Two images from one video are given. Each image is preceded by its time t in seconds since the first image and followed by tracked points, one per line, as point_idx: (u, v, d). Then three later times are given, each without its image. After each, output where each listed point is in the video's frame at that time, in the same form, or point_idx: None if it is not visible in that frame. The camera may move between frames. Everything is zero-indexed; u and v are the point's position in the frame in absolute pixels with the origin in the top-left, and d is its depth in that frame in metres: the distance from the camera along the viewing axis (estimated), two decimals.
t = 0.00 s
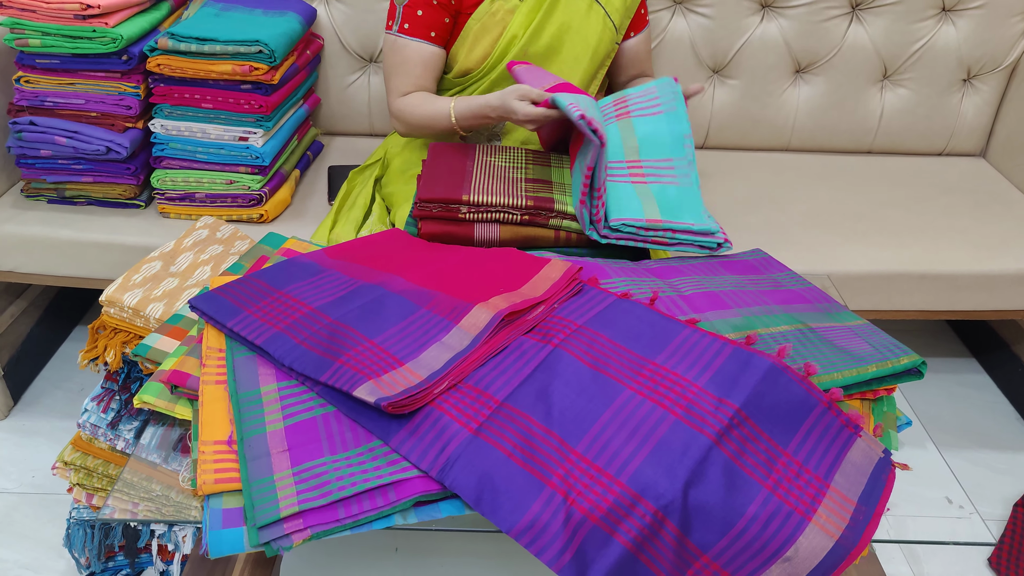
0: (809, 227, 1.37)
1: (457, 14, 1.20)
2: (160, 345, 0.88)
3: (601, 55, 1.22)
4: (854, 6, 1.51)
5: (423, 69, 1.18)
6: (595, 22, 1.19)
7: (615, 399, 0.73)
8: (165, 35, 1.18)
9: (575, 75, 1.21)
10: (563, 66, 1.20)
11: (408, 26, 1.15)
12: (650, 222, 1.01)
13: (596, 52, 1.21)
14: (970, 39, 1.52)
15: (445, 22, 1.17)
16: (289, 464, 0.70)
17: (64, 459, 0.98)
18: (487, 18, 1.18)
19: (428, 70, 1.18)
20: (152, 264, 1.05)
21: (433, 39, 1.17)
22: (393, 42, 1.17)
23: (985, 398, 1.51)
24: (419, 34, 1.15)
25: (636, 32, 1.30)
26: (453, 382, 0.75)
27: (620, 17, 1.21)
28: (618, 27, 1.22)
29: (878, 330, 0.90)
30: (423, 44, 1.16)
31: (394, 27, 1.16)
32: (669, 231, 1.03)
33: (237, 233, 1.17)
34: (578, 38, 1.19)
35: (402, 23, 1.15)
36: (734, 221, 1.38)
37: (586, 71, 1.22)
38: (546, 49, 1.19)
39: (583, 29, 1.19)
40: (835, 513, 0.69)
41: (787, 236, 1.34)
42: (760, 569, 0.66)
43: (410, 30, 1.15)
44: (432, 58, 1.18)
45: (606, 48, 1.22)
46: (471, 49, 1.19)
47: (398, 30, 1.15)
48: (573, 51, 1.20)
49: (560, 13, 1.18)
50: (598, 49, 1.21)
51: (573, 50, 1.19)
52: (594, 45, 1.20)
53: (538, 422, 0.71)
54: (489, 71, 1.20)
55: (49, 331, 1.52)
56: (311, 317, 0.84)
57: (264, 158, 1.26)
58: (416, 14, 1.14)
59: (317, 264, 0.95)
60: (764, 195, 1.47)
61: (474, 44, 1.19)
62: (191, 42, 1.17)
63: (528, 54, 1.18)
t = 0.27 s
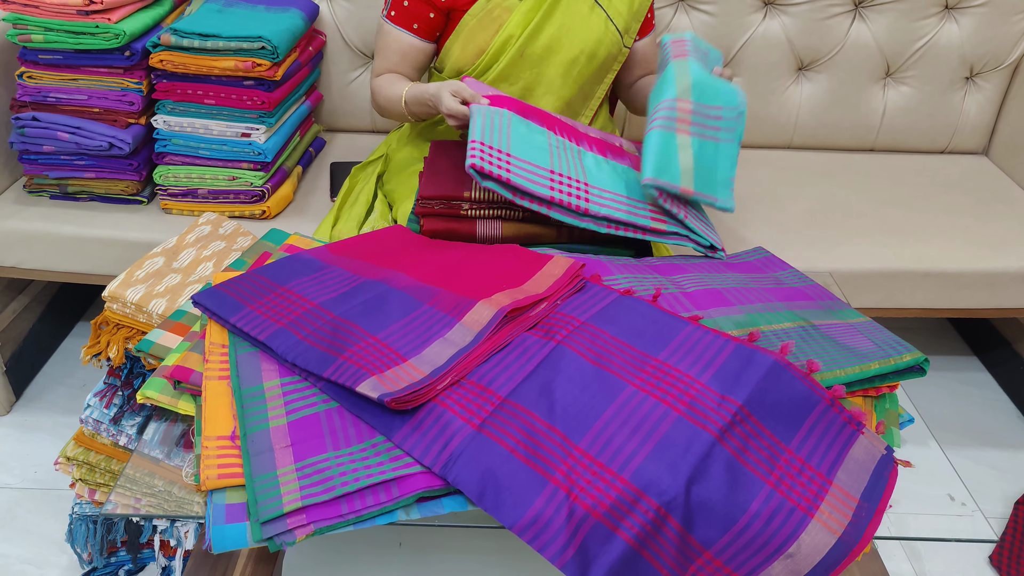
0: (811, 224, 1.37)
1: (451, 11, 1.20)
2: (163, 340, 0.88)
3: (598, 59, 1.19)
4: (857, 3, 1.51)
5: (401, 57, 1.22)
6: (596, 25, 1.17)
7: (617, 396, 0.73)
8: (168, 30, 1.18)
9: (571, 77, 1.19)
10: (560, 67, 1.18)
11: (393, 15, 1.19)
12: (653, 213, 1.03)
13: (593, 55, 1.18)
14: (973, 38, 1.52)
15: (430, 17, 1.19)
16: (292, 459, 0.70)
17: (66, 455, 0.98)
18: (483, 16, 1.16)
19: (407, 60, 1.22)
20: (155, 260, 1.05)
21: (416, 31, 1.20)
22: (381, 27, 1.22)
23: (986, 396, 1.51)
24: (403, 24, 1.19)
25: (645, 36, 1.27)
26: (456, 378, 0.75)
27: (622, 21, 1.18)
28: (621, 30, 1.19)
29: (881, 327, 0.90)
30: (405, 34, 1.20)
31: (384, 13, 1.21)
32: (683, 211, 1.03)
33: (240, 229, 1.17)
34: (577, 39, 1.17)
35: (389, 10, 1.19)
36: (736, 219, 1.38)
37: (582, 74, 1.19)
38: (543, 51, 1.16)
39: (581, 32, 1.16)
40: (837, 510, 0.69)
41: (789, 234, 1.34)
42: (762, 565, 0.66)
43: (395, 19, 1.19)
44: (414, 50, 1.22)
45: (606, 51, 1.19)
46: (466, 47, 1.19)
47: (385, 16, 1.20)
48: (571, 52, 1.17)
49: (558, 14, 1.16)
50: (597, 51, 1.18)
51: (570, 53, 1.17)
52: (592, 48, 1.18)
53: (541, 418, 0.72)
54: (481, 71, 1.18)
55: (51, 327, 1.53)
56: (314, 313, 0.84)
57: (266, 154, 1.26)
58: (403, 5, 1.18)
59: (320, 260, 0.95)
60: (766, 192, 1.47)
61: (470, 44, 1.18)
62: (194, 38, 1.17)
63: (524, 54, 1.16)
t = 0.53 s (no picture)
0: (813, 223, 1.37)
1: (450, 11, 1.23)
2: (164, 337, 0.88)
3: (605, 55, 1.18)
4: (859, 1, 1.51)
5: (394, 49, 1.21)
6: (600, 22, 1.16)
7: (619, 393, 0.73)
8: (170, 27, 1.18)
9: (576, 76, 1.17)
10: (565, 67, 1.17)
11: (392, 5, 1.19)
12: (548, 162, 0.90)
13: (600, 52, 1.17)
14: (975, 35, 1.52)
15: (428, 10, 1.21)
16: (293, 456, 0.70)
17: (68, 451, 0.98)
18: (485, 20, 1.18)
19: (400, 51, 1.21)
20: (156, 257, 1.05)
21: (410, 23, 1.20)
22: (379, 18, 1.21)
23: (987, 394, 1.51)
24: (400, 15, 1.19)
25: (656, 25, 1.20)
26: (458, 375, 0.75)
27: (627, 15, 1.17)
28: (625, 24, 1.17)
29: (883, 325, 0.90)
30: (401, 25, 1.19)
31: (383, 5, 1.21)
32: (650, 145, 0.95)
33: (241, 225, 1.17)
34: (580, 37, 1.16)
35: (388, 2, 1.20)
36: (738, 216, 1.38)
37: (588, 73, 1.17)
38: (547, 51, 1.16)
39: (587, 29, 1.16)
40: (839, 508, 0.69)
41: (791, 232, 1.34)
42: (764, 562, 0.66)
43: (393, 9, 1.19)
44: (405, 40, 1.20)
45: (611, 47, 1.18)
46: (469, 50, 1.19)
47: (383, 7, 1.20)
48: (576, 49, 1.16)
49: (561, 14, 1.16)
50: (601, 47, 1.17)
51: (575, 50, 1.16)
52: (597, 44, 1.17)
53: (542, 415, 0.72)
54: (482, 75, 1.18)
55: (52, 323, 1.53)
56: (316, 310, 0.84)
57: (267, 151, 1.26)
58: None
59: (322, 256, 0.95)
60: (767, 190, 1.47)
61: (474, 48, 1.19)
62: (196, 34, 1.17)
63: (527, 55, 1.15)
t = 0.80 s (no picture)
0: (815, 222, 1.36)
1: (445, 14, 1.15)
2: (166, 336, 0.88)
3: (607, 59, 1.07)
4: None
5: (384, 33, 1.09)
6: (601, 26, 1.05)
7: (621, 392, 0.73)
8: (171, 26, 1.18)
9: (573, 87, 1.10)
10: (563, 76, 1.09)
11: None
12: (501, 184, 0.73)
13: (601, 58, 1.06)
14: (977, 35, 1.52)
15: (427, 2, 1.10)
16: (295, 455, 0.70)
17: (69, 450, 0.98)
18: (481, 26, 1.09)
19: (391, 37, 1.09)
20: (157, 256, 1.05)
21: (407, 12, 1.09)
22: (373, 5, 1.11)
23: (989, 393, 1.51)
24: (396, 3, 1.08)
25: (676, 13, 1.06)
26: (459, 374, 0.75)
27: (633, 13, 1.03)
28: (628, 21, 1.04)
29: (885, 325, 0.90)
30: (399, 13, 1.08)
31: None
32: (631, 169, 0.73)
33: (242, 224, 1.17)
34: (578, 42, 1.06)
35: None
36: (739, 216, 1.38)
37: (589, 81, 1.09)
38: (544, 60, 1.08)
39: (586, 32, 1.05)
40: (841, 508, 0.69)
41: (792, 231, 1.34)
42: (766, 562, 0.66)
43: None
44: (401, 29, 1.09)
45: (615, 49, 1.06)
46: (465, 59, 1.12)
47: None
48: (574, 55, 1.07)
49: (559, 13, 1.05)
50: (601, 52, 1.06)
51: (573, 58, 1.07)
52: (598, 50, 1.06)
53: (544, 415, 0.72)
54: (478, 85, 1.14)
55: (53, 321, 1.53)
56: (318, 309, 0.84)
57: (268, 150, 1.26)
58: None
59: (324, 256, 0.94)
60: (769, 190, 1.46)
61: (469, 52, 1.12)
62: (197, 33, 1.17)
63: (523, 64, 1.07)
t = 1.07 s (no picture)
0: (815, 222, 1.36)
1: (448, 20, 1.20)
2: (166, 335, 0.88)
3: (604, 72, 1.13)
4: None
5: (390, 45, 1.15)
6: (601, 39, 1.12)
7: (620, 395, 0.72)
8: (171, 24, 1.18)
9: (571, 95, 1.15)
10: (562, 87, 1.14)
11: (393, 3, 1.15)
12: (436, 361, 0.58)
13: (598, 70, 1.13)
14: (978, 33, 1.52)
15: (432, 12, 1.16)
16: (294, 457, 0.71)
17: (70, 449, 0.98)
18: (482, 36, 1.16)
19: (395, 47, 1.15)
20: (158, 255, 1.05)
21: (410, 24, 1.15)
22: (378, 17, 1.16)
23: (990, 393, 1.51)
24: (400, 14, 1.14)
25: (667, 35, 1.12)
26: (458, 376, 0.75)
27: (630, 31, 1.10)
28: (628, 38, 1.11)
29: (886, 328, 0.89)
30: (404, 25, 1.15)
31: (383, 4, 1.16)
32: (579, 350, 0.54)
33: (243, 224, 1.17)
34: (576, 56, 1.13)
35: None
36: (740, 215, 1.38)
37: (584, 92, 1.14)
38: (542, 71, 1.14)
39: (584, 47, 1.13)
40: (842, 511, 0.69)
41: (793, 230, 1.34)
42: (764, 566, 0.67)
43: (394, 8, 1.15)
44: (404, 40, 1.15)
45: (612, 65, 1.13)
46: (466, 64, 1.18)
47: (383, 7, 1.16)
48: (571, 68, 1.14)
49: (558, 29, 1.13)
50: (598, 64, 1.13)
51: (570, 71, 1.13)
52: (594, 64, 1.13)
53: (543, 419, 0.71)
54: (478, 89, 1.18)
55: (53, 320, 1.53)
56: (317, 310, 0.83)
57: (268, 149, 1.26)
58: None
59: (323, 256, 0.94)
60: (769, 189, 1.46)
61: (471, 59, 1.17)
62: (197, 32, 1.17)
63: (523, 73, 1.13)
